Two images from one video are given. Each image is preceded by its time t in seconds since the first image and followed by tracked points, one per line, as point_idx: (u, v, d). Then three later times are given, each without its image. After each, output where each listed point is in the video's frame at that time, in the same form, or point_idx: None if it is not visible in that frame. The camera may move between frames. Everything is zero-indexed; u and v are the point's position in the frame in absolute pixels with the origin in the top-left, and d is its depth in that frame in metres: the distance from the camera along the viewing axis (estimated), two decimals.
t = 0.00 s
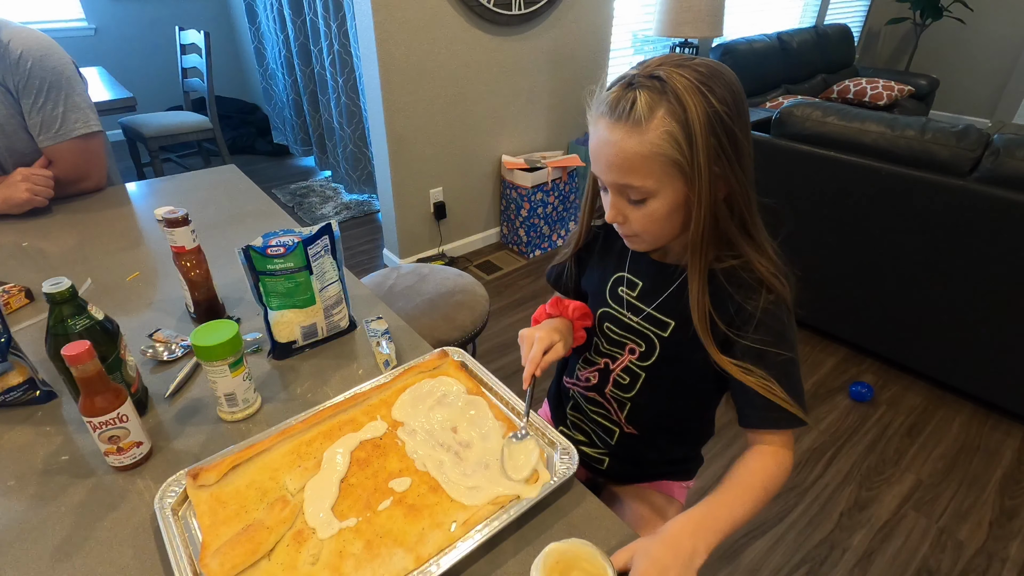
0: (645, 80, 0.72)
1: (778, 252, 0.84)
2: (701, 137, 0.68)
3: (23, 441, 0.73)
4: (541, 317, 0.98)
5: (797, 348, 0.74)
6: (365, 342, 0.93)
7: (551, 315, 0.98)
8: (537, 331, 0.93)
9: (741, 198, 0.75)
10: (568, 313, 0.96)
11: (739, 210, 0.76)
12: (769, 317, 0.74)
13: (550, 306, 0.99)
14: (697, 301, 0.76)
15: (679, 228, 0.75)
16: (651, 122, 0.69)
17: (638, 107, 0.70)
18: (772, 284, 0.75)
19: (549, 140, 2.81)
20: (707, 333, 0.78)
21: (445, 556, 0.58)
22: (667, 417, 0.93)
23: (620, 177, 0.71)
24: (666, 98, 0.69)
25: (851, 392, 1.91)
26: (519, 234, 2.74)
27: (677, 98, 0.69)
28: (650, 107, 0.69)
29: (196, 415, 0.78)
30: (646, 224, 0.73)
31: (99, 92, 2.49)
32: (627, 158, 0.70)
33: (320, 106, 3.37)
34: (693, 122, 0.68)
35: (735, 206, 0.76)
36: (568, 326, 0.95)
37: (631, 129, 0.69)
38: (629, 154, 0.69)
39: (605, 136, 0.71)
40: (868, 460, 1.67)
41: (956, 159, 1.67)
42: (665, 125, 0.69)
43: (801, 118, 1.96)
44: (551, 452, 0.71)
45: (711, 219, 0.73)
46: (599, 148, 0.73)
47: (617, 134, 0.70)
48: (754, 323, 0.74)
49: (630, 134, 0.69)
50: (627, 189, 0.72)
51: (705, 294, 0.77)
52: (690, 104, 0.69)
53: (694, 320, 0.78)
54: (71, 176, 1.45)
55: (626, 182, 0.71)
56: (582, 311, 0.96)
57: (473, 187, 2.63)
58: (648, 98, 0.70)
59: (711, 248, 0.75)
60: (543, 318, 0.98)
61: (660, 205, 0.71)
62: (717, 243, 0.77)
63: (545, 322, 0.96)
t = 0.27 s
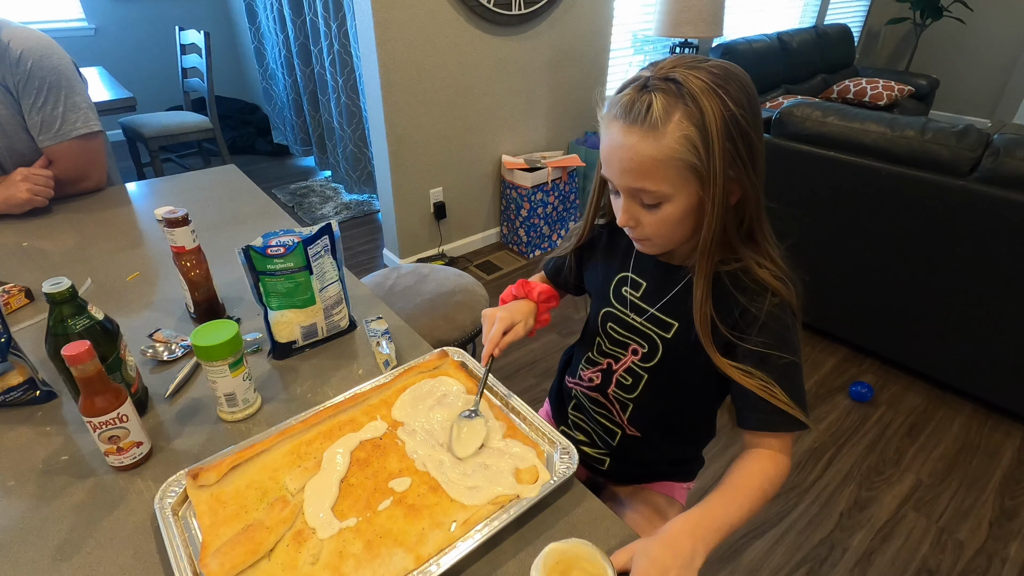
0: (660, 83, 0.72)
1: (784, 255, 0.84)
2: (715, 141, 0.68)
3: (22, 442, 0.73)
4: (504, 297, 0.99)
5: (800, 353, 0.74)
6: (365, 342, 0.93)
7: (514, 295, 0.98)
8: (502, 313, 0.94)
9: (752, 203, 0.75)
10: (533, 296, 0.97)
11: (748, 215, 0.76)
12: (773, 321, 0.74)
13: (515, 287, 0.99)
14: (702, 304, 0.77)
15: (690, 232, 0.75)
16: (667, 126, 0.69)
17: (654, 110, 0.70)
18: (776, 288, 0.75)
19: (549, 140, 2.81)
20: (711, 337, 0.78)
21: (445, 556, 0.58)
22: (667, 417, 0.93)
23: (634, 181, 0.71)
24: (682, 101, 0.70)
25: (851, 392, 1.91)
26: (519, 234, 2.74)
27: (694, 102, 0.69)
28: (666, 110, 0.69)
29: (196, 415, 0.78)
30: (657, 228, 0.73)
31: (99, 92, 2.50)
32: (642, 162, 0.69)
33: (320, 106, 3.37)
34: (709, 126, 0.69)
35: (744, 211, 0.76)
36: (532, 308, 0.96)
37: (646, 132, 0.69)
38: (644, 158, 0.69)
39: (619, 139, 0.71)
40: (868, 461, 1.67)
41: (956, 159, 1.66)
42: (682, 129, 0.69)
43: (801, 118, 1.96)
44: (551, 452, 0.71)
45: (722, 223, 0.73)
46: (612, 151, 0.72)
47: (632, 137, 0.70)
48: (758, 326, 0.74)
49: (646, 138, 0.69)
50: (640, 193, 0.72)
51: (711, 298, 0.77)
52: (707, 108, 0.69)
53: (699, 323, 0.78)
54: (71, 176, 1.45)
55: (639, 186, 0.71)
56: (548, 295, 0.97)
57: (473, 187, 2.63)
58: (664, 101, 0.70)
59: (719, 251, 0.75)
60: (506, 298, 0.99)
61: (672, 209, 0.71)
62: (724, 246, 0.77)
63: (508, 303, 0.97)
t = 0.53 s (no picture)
0: (671, 81, 0.72)
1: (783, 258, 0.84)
2: (725, 141, 0.69)
3: (23, 442, 0.73)
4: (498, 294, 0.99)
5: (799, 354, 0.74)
6: (365, 342, 0.93)
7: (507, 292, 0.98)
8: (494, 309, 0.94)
9: (755, 204, 0.76)
10: (527, 291, 0.97)
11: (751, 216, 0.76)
12: (773, 322, 0.74)
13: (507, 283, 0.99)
14: (704, 303, 0.77)
15: (694, 232, 0.75)
16: (679, 125, 0.68)
17: (666, 108, 0.69)
18: (776, 289, 0.75)
19: (549, 139, 2.81)
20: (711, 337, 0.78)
21: (445, 556, 0.58)
22: (667, 418, 0.93)
23: (643, 179, 0.70)
24: (694, 100, 0.69)
25: (851, 392, 1.91)
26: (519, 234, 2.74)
27: (705, 101, 0.69)
28: (678, 109, 0.69)
29: (196, 415, 0.78)
30: (663, 227, 0.73)
31: (99, 92, 2.49)
32: (652, 159, 0.69)
33: (320, 106, 3.37)
34: (720, 127, 0.69)
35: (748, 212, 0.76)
36: (526, 304, 0.96)
37: (658, 130, 0.68)
38: (655, 155, 0.68)
39: (629, 136, 0.70)
40: (868, 461, 1.67)
41: (956, 159, 1.66)
42: (693, 128, 0.68)
43: (801, 118, 1.96)
44: (551, 451, 0.71)
45: (727, 224, 0.73)
46: (621, 148, 0.71)
47: (643, 135, 0.69)
48: (758, 327, 0.74)
49: (657, 136, 0.68)
50: (648, 192, 0.71)
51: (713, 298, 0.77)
52: (718, 108, 0.69)
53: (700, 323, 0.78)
54: (71, 176, 1.45)
55: (647, 184, 0.70)
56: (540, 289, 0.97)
57: (473, 187, 2.63)
58: (676, 100, 0.69)
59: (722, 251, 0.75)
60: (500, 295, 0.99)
61: (679, 208, 0.71)
62: (727, 247, 0.77)
63: (502, 298, 0.97)
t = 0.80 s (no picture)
0: (675, 75, 0.72)
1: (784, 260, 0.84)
2: (726, 137, 0.69)
3: (23, 441, 0.73)
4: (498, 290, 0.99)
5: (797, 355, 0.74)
6: (365, 342, 0.93)
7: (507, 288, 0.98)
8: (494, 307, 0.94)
9: (757, 203, 0.75)
10: (526, 287, 0.97)
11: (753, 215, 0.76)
12: (771, 322, 0.74)
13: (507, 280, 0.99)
14: (703, 301, 0.76)
15: (693, 229, 0.75)
16: (681, 118, 0.68)
17: (669, 101, 0.69)
18: (775, 290, 0.75)
19: (549, 139, 2.81)
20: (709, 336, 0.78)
21: (445, 556, 0.58)
22: (667, 418, 0.93)
23: (642, 170, 0.70)
24: (697, 94, 0.69)
25: (851, 392, 1.91)
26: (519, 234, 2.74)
27: (709, 96, 0.69)
28: (680, 103, 0.69)
29: (196, 415, 0.78)
30: (662, 222, 0.72)
31: (99, 92, 2.50)
32: (653, 151, 0.68)
33: (320, 106, 3.37)
34: (722, 122, 0.69)
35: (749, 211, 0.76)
36: (525, 300, 0.96)
37: (660, 122, 0.68)
38: (655, 147, 0.68)
39: (631, 127, 0.70)
40: (868, 460, 1.67)
41: (956, 159, 1.66)
42: (695, 122, 0.68)
43: (801, 118, 1.96)
44: (551, 451, 0.71)
45: (727, 221, 0.73)
46: (622, 139, 0.71)
47: (644, 127, 0.69)
48: (756, 327, 0.74)
49: (658, 128, 0.68)
50: (647, 184, 0.71)
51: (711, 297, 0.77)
52: (721, 104, 0.69)
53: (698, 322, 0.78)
54: (71, 176, 1.45)
55: (647, 176, 0.70)
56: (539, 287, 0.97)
57: (473, 187, 2.63)
58: (679, 93, 0.70)
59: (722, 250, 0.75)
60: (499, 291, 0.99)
61: (678, 202, 0.71)
62: (727, 246, 0.76)
63: (501, 294, 0.97)
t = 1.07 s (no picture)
0: (678, 74, 0.72)
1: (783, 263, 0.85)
2: (729, 137, 0.69)
3: (23, 441, 0.73)
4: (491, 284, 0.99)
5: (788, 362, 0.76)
6: (365, 342, 0.93)
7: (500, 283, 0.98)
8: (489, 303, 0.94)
9: (759, 207, 0.76)
10: (519, 281, 0.97)
11: (755, 218, 0.76)
12: (768, 329, 0.75)
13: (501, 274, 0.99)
14: (707, 302, 0.76)
15: (694, 230, 0.75)
16: (684, 116, 0.68)
17: (672, 99, 0.69)
18: (774, 296, 0.76)
19: (549, 139, 2.81)
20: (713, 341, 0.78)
21: (445, 556, 0.58)
22: (667, 419, 0.93)
23: (644, 169, 0.70)
24: (700, 93, 0.69)
25: (851, 392, 1.91)
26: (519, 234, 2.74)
27: (712, 95, 0.69)
28: (684, 101, 0.69)
29: (196, 415, 0.78)
30: (663, 221, 0.72)
31: (99, 92, 2.50)
32: (656, 149, 0.68)
33: (320, 106, 3.37)
34: (725, 122, 0.69)
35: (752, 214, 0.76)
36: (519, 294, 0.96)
37: (662, 121, 0.68)
38: (658, 145, 0.68)
39: (633, 125, 0.70)
40: (868, 461, 1.67)
41: (956, 159, 1.66)
42: (698, 121, 0.68)
43: (801, 118, 1.96)
44: (551, 451, 0.71)
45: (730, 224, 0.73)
46: (624, 137, 0.71)
47: (647, 125, 0.69)
48: (753, 333, 0.76)
49: (661, 126, 0.68)
50: (649, 182, 0.71)
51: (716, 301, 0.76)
52: (725, 104, 0.69)
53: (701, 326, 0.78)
54: (71, 176, 1.45)
55: (649, 175, 0.70)
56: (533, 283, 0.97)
57: (473, 187, 2.63)
58: (682, 92, 0.70)
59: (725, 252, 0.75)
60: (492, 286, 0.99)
61: (679, 201, 0.71)
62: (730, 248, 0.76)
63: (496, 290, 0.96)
